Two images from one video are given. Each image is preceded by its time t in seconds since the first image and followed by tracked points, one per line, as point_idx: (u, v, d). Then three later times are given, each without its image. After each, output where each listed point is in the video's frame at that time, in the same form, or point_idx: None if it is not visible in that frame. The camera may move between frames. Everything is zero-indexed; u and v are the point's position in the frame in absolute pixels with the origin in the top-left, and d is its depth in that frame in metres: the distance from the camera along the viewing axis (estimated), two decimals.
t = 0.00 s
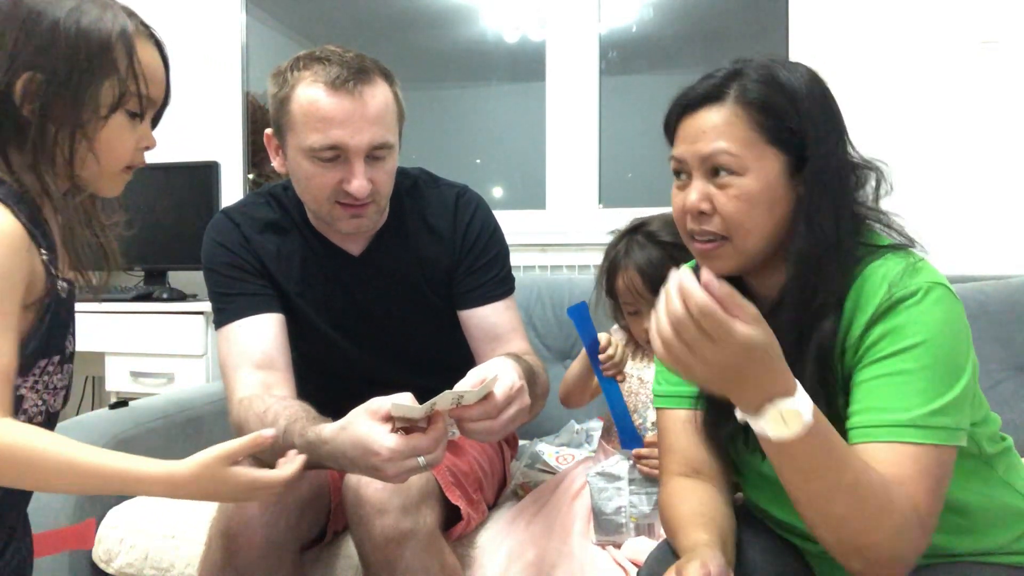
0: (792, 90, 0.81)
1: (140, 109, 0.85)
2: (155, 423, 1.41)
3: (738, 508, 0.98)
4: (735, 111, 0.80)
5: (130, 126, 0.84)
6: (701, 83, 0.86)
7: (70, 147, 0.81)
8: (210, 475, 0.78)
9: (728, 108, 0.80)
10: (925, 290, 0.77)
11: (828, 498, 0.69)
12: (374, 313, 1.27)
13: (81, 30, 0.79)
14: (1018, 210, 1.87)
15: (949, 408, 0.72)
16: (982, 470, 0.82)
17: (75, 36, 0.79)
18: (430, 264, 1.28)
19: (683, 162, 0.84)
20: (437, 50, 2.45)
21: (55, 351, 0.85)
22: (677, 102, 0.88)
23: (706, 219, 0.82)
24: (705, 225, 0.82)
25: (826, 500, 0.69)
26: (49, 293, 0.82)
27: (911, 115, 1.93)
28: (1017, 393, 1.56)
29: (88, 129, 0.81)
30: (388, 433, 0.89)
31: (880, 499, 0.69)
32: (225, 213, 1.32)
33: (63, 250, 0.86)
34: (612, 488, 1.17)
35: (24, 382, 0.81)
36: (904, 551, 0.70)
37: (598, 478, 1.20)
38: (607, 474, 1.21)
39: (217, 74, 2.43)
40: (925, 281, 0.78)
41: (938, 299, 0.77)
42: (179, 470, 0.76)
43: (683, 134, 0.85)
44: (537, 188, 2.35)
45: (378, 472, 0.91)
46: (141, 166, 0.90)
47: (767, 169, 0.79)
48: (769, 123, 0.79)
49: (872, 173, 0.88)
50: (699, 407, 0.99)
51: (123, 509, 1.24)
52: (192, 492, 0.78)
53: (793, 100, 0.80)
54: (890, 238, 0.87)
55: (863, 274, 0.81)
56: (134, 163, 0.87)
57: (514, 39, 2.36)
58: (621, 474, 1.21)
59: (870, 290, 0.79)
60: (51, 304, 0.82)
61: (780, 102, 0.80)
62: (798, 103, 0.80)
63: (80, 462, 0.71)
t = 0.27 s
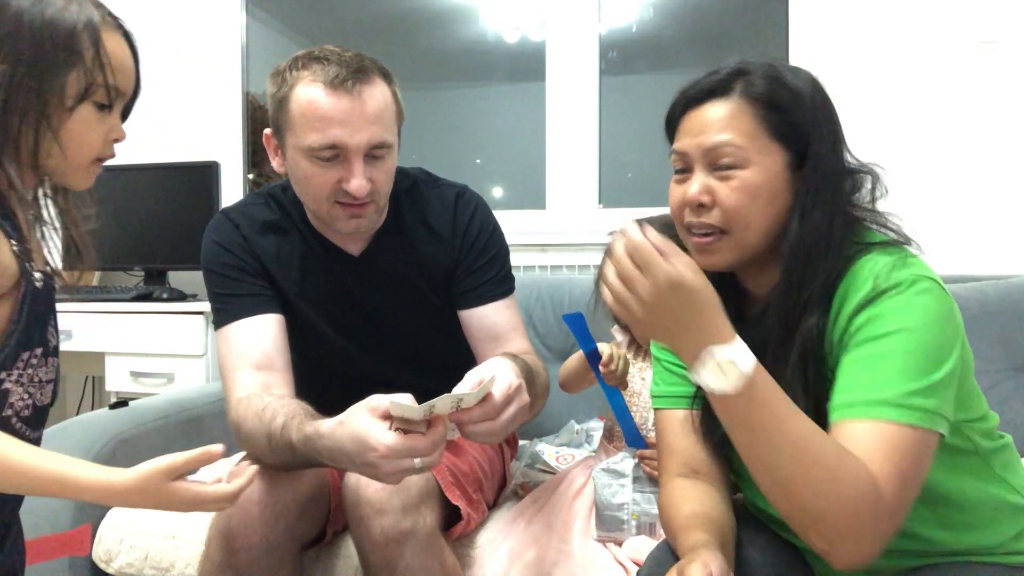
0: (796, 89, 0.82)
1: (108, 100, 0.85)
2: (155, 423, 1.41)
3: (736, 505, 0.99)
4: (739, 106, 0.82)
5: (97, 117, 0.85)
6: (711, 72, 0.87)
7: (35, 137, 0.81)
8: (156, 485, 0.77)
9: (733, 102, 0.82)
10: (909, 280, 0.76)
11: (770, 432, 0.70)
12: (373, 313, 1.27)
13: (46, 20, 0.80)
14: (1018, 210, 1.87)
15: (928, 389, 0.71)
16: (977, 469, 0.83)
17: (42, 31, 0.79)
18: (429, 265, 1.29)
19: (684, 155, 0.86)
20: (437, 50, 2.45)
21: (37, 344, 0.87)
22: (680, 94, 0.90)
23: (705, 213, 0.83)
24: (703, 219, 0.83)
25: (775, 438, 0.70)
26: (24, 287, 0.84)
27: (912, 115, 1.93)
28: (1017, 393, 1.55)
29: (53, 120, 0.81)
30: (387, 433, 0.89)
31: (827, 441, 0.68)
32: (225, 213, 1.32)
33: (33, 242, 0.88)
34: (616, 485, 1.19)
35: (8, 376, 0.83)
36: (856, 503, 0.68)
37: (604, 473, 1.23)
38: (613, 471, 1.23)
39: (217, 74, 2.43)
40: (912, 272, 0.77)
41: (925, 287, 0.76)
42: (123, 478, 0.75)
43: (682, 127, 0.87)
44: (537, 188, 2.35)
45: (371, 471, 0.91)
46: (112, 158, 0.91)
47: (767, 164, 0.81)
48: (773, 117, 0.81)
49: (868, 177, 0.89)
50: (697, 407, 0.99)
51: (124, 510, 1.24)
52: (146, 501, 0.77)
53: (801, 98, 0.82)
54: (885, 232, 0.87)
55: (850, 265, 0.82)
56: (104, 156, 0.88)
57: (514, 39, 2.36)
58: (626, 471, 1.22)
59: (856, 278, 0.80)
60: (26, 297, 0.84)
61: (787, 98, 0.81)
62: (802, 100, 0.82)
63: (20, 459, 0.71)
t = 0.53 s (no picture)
0: (812, 94, 0.88)
1: (79, 96, 0.86)
2: (155, 423, 1.41)
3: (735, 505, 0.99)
4: (765, 101, 0.86)
5: (69, 114, 0.86)
6: (718, 72, 0.90)
7: (4, 134, 0.82)
8: (120, 496, 0.79)
9: (763, 97, 0.86)
10: (884, 258, 0.80)
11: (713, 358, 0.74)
12: (373, 313, 1.27)
13: (14, 17, 0.80)
14: (1018, 210, 1.87)
15: (897, 343, 0.72)
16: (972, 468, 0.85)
17: (12, 26, 0.80)
18: (429, 264, 1.29)
19: (706, 150, 0.88)
20: (437, 50, 2.45)
21: (20, 340, 0.95)
22: (684, 97, 0.93)
23: (734, 205, 0.85)
24: (731, 211, 0.85)
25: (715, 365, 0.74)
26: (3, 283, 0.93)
27: (911, 115, 1.93)
28: (1017, 393, 1.55)
29: (23, 118, 0.82)
30: (378, 430, 0.89)
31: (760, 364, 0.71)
32: (225, 213, 1.32)
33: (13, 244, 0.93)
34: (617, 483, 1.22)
35: None
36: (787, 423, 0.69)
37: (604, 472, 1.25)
38: (613, 471, 1.25)
39: (217, 74, 2.43)
40: (886, 253, 0.81)
41: (907, 268, 0.79)
42: (88, 487, 0.78)
43: (698, 124, 0.90)
44: (537, 188, 2.35)
45: (360, 470, 0.90)
46: (85, 153, 0.92)
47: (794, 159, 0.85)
48: (795, 118, 0.86)
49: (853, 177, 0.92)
50: (694, 407, 0.99)
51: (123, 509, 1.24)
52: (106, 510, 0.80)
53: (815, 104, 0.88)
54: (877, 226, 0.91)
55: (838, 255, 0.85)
56: (74, 150, 0.89)
57: (514, 39, 2.36)
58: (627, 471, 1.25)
59: (842, 262, 0.83)
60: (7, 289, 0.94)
61: (806, 102, 0.88)
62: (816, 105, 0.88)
63: None
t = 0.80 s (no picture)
0: (807, 96, 0.89)
1: (59, 94, 0.88)
2: (155, 423, 1.41)
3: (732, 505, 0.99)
4: (762, 103, 0.86)
5: (49, 112, 0.87)
6: (710, 74, 0.90)
7: None
8: (105, 501, 0.81)
9: (760, 99, 0.86)
10: (879, 240, 0.81)
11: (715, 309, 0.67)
12: (372, 313, 1.27)
13: None
14: (1018, 210, 1.87)
15: (904, 295, 0.70)
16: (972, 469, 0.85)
17: None
18: (428, 265, 1.29)
19: (704, 152, 0.88)
20: (437, 50, 2.45)
21: (10, 338, 0.93)
22: (680, 97, 0.93)
23: (733, 207, 0.85)
24: (730, 214, 0.85)
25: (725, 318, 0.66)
26: None
27: (911, 115, 1.93)
28: (1018, 393, 1.55)
29: (4, 115, 0.84)
30: (375, 431, 0.89)
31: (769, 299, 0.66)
32: (224, 214, 1.32)
33: None
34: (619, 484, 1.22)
35: None
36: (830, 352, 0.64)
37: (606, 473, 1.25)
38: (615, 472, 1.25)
39: (217, 74, 2.43)
40: (882, 237, 0.82)
41: (899, 247, 0.79)
42: (73, 492, 0.81)
43: (693, 127, 0.90)
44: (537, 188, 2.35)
45: (360, 472, 0.90)
46: (67, 153, 0.94)
47: (791, 161, 0.86)
48: (790, 120, 0.87)
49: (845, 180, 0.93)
50: (689, 407, 1.00)
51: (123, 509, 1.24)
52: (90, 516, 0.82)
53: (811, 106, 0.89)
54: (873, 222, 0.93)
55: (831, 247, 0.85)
56: (56, 150, 0.91)
57: (514, 39, 2.36)
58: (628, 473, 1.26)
59: (836, 250, 0.83)
60: None
61: (801, 104, 0.88)
62: (811, 107, 0.89)
63: None
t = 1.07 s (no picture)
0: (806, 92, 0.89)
1: (42, 91, 0.90)
2: (155, 423, 1.41)
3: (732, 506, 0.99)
4: (763, 101, 0.86)
5: (34, 110, 0.90)
6: (707, 74, 0.90)
7: None
8: (90, 501, 0.82)
9: (761, 97, 0.87)
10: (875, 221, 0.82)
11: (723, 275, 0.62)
12: (372, 312, 1.27)
13: None
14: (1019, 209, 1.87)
15: (898, 256, 0.71)
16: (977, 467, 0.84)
17: None
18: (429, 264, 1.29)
19: (707, 150, 0.87)
20: (437, 50, 2.45)
21: None
22: (680, 98, 0.93)
23: (738, 204, 0.84)
24: (736, 211, 0.85)
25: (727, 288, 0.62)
26: None
27: (911, 115, 1.93)
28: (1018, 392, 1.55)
29: None
30: (376, 429, 0.89)
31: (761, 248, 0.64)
32: (224, 214, 1.32)
33: None
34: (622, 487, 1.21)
35: None
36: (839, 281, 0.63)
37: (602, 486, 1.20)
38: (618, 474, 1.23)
39: (217, 74, 2.43)
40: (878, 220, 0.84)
41: (894, 227, 0.79)
42: (60, 492, 0.82)
43: (695, 126, 0.90)
44: (537, 188, 2.35)
45: (358, 469, 0.89)
46: (55, 146, 0.97)
47: (793, 156, 0.86)
48: (790, 115, 0.87)
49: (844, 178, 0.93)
50: (691, 407, 1.01)
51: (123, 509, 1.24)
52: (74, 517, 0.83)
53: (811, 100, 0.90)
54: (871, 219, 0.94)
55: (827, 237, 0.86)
56: (41, 148, 0.93)
57: (514, 39, 2.36)
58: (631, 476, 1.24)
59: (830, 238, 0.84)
60: None
61: (800, 99, 0.88)
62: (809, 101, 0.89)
63: None
